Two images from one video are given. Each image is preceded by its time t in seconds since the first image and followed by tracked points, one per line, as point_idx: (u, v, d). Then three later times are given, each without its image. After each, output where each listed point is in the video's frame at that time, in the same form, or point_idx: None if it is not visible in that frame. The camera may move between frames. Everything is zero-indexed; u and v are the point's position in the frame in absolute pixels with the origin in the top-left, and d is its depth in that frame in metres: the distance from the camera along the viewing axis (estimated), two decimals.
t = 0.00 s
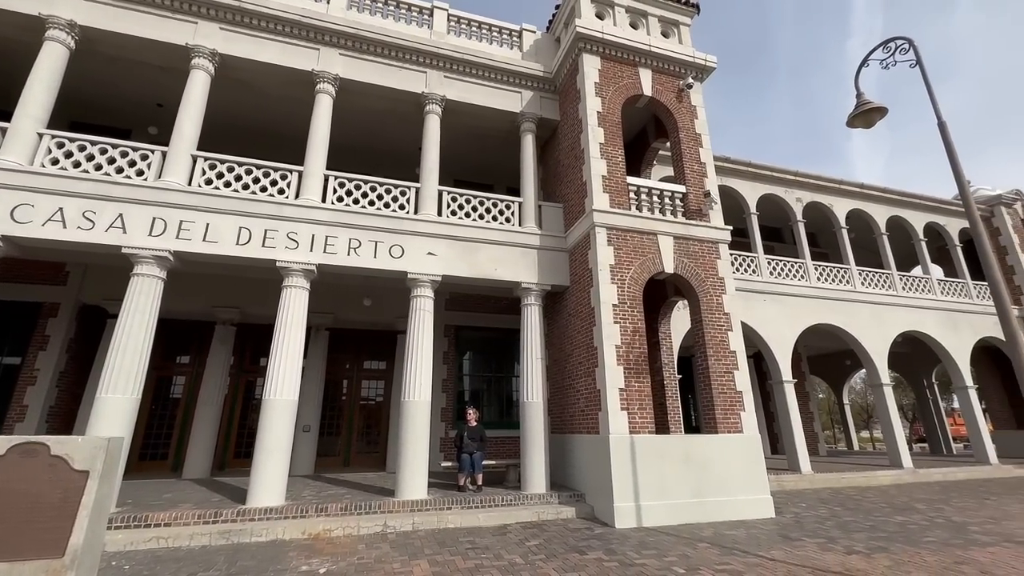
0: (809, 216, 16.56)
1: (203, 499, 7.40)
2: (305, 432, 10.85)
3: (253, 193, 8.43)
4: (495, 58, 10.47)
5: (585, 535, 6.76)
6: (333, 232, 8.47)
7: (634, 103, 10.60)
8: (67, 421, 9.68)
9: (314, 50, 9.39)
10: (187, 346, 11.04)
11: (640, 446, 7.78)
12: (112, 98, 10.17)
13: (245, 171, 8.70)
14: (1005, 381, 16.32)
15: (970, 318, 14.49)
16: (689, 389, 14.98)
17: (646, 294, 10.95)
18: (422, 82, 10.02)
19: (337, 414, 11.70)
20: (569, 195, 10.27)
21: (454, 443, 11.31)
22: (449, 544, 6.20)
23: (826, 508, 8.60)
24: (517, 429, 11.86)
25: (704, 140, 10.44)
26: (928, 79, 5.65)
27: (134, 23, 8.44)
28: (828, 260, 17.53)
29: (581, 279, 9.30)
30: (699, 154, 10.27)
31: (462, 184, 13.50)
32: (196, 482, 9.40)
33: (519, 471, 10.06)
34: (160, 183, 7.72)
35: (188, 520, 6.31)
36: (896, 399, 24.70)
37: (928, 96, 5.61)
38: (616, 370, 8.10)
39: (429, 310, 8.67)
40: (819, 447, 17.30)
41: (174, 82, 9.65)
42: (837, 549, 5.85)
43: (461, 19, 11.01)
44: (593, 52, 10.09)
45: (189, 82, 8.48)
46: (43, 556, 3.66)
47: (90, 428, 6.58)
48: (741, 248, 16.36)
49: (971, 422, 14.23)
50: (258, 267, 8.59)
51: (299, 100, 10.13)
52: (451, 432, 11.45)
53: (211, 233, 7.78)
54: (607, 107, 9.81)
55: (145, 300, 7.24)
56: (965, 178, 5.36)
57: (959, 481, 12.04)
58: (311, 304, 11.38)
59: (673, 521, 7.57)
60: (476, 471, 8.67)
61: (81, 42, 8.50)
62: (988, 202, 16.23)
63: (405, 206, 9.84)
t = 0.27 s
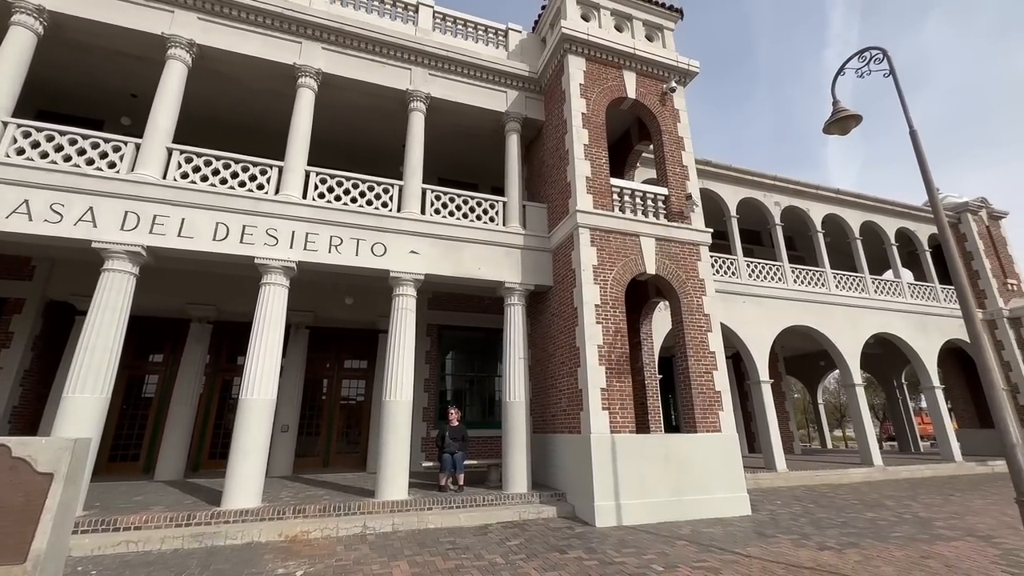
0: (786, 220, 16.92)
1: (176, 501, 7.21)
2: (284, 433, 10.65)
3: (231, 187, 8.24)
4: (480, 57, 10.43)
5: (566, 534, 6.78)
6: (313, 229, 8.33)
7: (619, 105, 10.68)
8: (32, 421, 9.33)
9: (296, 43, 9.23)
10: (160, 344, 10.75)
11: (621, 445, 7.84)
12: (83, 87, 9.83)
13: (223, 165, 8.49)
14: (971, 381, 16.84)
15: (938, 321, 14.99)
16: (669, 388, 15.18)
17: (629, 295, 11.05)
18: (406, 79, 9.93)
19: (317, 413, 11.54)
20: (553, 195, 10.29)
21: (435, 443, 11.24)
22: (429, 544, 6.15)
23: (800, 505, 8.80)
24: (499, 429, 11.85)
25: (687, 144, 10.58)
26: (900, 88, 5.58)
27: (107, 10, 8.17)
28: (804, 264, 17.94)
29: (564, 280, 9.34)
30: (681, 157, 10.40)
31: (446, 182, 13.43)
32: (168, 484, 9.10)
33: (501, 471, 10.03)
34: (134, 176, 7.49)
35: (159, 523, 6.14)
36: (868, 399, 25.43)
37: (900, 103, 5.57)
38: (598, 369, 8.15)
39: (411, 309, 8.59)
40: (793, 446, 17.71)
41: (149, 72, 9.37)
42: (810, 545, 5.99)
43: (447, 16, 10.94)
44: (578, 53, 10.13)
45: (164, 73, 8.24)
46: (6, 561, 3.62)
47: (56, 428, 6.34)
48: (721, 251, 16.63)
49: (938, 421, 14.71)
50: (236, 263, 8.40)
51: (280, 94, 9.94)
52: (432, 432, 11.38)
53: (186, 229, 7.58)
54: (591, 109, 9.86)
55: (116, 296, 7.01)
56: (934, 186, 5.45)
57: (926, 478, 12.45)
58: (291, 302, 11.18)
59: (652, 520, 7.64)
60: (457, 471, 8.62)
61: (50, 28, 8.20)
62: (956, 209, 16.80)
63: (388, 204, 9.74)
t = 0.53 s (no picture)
0: (767, 224, 17.24)
1: (150, 504, 7.03)
2: (263, 433, 10.43)
3: (210, 183, 8.06)
4: (466, 55, 10.40)
5: (548, 534, 6.80)
6: (295, 226, 8.20)
7: (604, 107, 10.75)
8: None
9: (279, 37, 9.08)
10: (135, 343, 10.46)
11: (604, 445, 7.90)
12: (55, 77, 9.52)
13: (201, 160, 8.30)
14: (940, 382, 17.38)
15: (910, 323, 15.43)
16: (652, 388, 15.33)
17: (613, 295, 11.13)
18: (392, 76, 9.85)
19: (298, 414, 11.38)
20: (538, 196, 10.32)
21: (418, 443, 11.16)
22: (411, 545, 6.10)
23: (778, 502, 8.96)
24: (482, 429, 11.82)
25: (671, 146, 10.70)
26: (877, 95, 5.75)
27: None
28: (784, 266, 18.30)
29: (549, 280, 9.36)
30: (665, 160, 10.51)
31: (432, 181, 13.35)
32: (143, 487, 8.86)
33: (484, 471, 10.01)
34: (108, 170, 7.28)
35: (132, 527, 5.97)
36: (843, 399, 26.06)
37: (876, 109, 5.73)
38: (582, 369, 8.18)
39: (395, 308, 8.52)
40: (772, 445, 18.06)
41: (124, 63, 9.12)
42: (787, 542, 6.11)
43: (433, 14, 10.89)
44: (564, 55, 10.16)
45: (141, 64, 8.02)
46: None
47: (23, 429, 6.13)
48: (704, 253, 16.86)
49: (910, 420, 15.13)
50: (214, 260, 8.22)
51: (262, 88, 9.77)
52: (416, 432, 11.31)
53: (163, 224, 7.40)
54: (577, 110, 9.90)
55: (88, 293, 6.80)
56: (907, 192, 5.60)
57: (897, 475, 12.80)
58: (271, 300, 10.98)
59: (634, 518, 7.70)
60: (440, 471, 8.57)
61: (20, 15, 7.92)
62: (928, 215, 17.32)
63: (372, 202, 9.64)
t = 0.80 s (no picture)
0: (749, 226, 17.53)
1: (124, 508, 6.84)
2: (244, 433, 10.18)
3: (189, 178, 7.89)
4: (454, 54, 10.35)
5: (532, 534, 6.81)
6: (277, 223, 8.07)
7: (590, 109, 10.80)
8: None
9: (262, 31, 8.92)
10: (110, 342, 10.19)
11: (587, 445, 7.93)
12: (26, 67, 9.22)
13: (180, 154, 8.11)
14: (913, 382, 17.82)
15: (885, 325, 15.83)
16: (635, 388, 15.47)
17: (597, 296, 11.20)
18: (378, 73, 9.75)
19: (279, 414, 11.20)
20: (525, 196, 10.33)
21: (402, 443, 11.08)
22: (394, 547, 6.05)
23: (757, 501, 9.11)
24: (467, 429, 11.78)
25: (656, 149, 10.80)
26: (855, 102, 5.88)
27: None
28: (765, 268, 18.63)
29: (534, 280, 9.37)
30: (650, 162, 10.61)
31: (417, 179, 13.26)
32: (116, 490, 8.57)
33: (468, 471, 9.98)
34: (82, 163, 7.07)
35: (105, 531, 5.81)
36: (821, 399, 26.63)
37: (854, 116, 5.85)
38: (566, 370, 8.21)
39: (379, 307, 8.43)
40: (752, 444, 18.36)
41: (100, 54, 8.87)
42: (766, 539, 6.21)
43: (420, 11, 10.83)
44: (551, 56, 10.19)
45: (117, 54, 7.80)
46: None
47: None
48: (687, 255, 17.07)
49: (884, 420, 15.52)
50: (193, 258, 8.04)
51: (244, 82, 9.59)
52: (399, 432, 11.22)
53: (139, 220, 7.21)
54: (564, 112, 9.93)
55: (60, 289, 6.60)
56: (883, 198, 5.74)
57: (872, 473, 13.13)
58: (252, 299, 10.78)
59: (617, 518, 7.75)
60: (424, 471, 8.51)
61: None
62: (903, 219, 17.79)
63: (356, 200, 9.54)
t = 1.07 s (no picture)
0: (732, 229, 17.79)
1: (97, 511, 6.65)
2: (223, 434, 9.98)
3: (168, 173, 7.71)
4: (441, 53, 10.31)
5: (516, 534, 6.81)
6: (259, 221, 7.93)
7: (577, 110, 10.85)
8: None
9: (245, 25, 8.76)
10: (83, 341, 9.90)
11: (571, 444, 7.96)
12: None
13: (159, 149, 7.93)
14: (889, 382, 18.22)
15: (863, 326, 16.20)
16: (620, 388, 15.58)
17: (583, 297, 11.24)
18: (364, 70, 9.66)
19: (260, 414, 11.02)
20: (511, 196, 10.32)
21: (386, 444, 10.99)
22: (376, 549, 5.99)
23: (738, 499, 9.24)
24: (451, 429, 11.74)
25: (641, 151, 10.89)
26: (835, 108, 6.02)
27: None
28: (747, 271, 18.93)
29: (520, 280, 9.37)
30: (636, 164, 10.69)
31: (403, 178, 13.17)
32: (89, 493, 8.34)
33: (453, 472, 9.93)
34: (55, 156, 6.86)
35: (76, 535, 5.63)
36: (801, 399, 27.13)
37: (833, 122, 5.99)
38: (552, 370, 8.23)
39: (363, 307, 8.34)
40: (734, 443, 18.63)
41: (76, 44, 8.63)
42: (746, 537, 6.30)
43: (408, 9, 10.75)
44: (539, 56, 10.21)
45: (93, 45, 7.59)
46: None
47: None
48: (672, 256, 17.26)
49: (861, 419, 15.88)
50: (172, 255, 7.86)
51: (226, 76, 9.42)
52: (383, 433, 11.12)
53: (115, 216, 7.02)
54: (551, 112, 9.96)
55: (31, 286, 6.39)
56: (861, 202, 5.87)
57: (849, 472, 13.42)
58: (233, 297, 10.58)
59: (601, 517, 7.79)
60: (407, 472, 8.45)
61: None
62: (880, 224, 18.23)
63: (341, 198, 9.43)
